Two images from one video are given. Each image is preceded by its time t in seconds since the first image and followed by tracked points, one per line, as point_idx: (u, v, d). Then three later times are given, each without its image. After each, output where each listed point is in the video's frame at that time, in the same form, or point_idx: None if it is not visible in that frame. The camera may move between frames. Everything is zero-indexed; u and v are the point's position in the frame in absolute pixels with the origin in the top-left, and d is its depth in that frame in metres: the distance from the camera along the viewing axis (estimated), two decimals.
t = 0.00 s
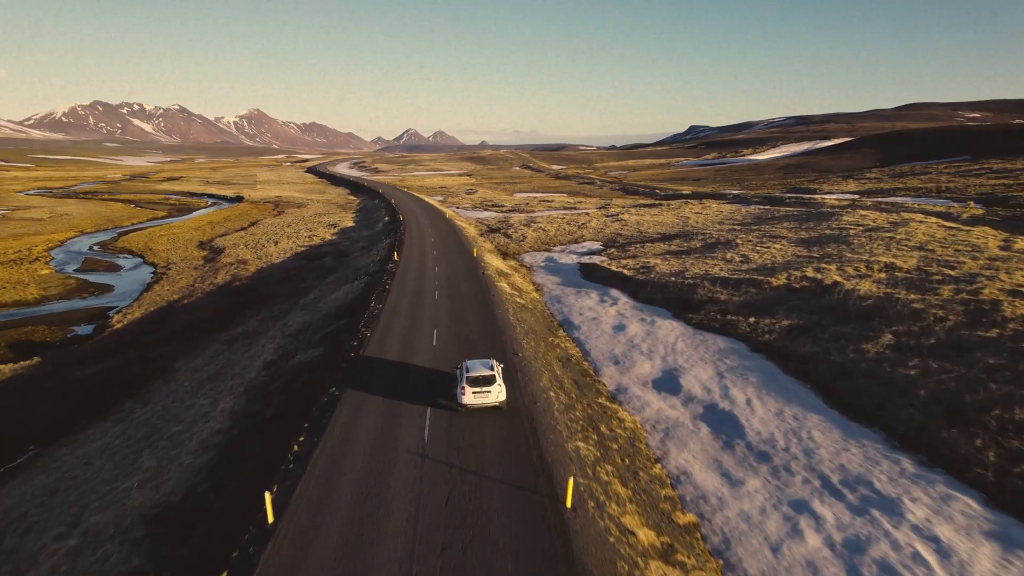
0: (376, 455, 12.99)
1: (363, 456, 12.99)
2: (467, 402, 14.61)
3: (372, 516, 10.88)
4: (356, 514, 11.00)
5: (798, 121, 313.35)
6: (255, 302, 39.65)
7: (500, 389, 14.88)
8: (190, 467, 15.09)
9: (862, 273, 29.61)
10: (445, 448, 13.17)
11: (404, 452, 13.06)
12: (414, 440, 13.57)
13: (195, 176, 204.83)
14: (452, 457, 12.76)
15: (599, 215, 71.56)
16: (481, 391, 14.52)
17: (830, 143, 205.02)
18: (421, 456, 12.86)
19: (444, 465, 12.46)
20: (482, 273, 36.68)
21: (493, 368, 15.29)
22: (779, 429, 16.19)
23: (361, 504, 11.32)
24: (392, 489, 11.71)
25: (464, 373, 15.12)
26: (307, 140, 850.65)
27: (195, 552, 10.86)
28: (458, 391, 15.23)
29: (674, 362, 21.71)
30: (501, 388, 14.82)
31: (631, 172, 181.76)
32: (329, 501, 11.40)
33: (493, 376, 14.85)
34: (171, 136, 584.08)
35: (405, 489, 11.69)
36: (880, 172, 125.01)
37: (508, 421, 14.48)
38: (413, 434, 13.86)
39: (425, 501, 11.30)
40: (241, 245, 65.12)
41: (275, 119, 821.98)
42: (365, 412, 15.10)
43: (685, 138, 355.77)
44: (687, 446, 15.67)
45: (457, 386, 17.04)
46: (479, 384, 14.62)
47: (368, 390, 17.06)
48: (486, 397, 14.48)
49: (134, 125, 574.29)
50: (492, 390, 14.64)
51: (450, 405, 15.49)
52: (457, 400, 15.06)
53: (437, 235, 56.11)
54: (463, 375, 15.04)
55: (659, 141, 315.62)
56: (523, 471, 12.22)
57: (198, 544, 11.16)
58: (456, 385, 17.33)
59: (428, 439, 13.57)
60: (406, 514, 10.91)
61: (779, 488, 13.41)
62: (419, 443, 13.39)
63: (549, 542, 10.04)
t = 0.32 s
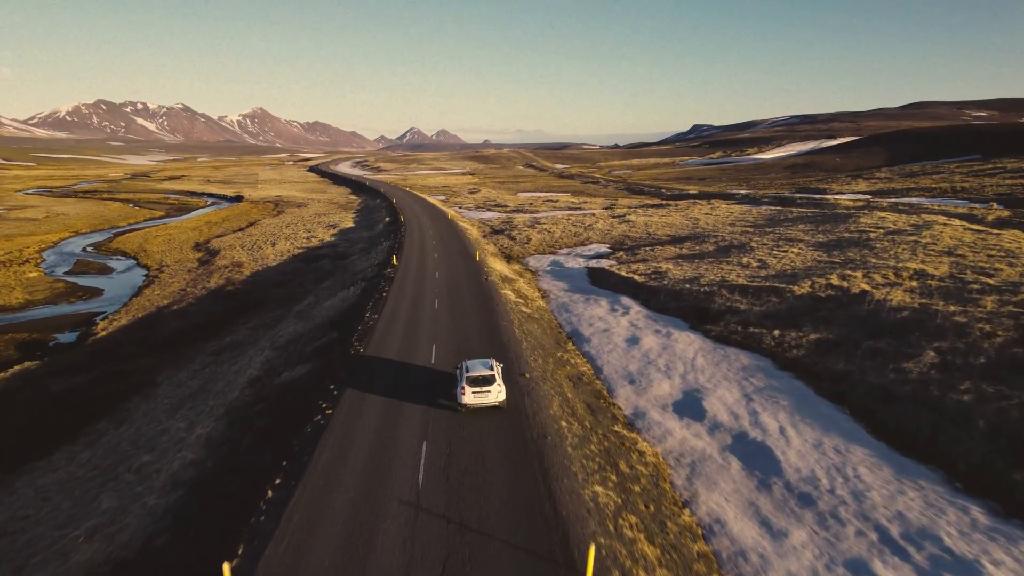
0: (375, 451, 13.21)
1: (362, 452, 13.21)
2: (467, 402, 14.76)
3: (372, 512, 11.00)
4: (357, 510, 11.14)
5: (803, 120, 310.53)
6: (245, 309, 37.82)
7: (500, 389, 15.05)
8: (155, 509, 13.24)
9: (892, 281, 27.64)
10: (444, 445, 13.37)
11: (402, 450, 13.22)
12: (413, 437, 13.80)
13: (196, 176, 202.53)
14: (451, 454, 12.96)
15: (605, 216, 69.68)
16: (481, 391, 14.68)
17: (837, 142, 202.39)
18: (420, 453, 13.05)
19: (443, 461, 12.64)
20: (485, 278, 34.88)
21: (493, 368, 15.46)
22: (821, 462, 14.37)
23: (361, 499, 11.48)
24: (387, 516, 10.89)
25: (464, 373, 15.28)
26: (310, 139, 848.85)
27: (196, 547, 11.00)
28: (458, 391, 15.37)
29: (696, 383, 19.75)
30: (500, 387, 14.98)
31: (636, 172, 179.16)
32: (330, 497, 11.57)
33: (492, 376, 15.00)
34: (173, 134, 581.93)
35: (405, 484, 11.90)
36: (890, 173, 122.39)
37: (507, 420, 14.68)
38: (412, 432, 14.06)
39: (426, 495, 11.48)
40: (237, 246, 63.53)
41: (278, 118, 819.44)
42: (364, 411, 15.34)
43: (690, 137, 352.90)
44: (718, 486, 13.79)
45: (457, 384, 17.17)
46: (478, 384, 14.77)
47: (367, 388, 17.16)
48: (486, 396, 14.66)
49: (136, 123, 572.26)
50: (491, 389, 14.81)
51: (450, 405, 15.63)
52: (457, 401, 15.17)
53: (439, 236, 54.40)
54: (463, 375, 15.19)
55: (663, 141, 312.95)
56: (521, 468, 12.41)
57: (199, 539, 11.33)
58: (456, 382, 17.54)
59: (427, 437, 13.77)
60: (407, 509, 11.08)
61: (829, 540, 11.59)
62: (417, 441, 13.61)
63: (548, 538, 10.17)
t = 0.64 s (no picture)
0: (377, 449, 13.44)
1: (364, 449, 13.44)
2: (467, 402, 14.96)
3: None
4: (357, 506, 11.32)
5: (809, 118, 307.71)
6: (236, 316, 36.04)
7: (500, 388, 15.24)
8: (107, 565, 11.51)
9: (925, 290, 25.50)
10: (444, 444, 13.55)
11: (403, 448, 13.44)
12: (414, 435, 14.01)
13: (197, 175, 200.41)
14: (451, 453, 13.16)
15: (611, 217, 67.75)
16: (481, 391, 14.87)
17: (845, 140, 199.65)
18: (420, 452, 13.24)
19: (443, 459, 12.83)
20: (488, 283, 33.00)
21: (492, 367, 15.65)
22: (877, 508, 12.47)
23: (361, 496, 11.67)
24: None
25: (463, 372, 15.48)
26: (313, 138, 847.45)
27: (185, 563, 10.71)
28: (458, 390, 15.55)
29: (723, 408, 17.80)
30: (499, 386, 15.16)
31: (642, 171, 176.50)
32: (330, 495, 11.74)
33: (492, 376, 15.17)
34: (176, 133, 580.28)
35: (405, 481, 12.09)
36: (901, 173, 119.63)
37: (506, 419, 14.85)
38: (414, 430, 14.26)
39: (425, 493, 11.66)
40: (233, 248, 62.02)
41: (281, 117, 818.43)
42: (365, 410, 15.54)
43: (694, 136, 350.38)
44: (759, 539, 11.87)
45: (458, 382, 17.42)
46: (478, 384, 14.97)
47: (367, 387, 17.36)
48: (485, 395, 14.85)
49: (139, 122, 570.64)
50: (491, 389, 14.98)
51: (450, 405, 15.79)
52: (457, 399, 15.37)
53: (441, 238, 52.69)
54: (462, 375, 15.38)
55: (667, 140, 310.45)
56: (520, 468, 12.55)
57: (186, 556, 10.99)
58: (456, 381, 17.77)
59: (427, 436, 13.97)
60: (406, 507, 11.25)
61: None
62: (418, 438, 13.82)
63: (544, 536, 10.29)
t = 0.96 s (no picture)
0: (377, 446, 13.74)
1: (365, 446, 13.71)
2: (467, 401, 15.26)
3: None
4: (357, 503, 11.51)
5: (815, 118, 304.80)
6: (227, 325, 34.23)
7: (499, 388, 15.50)
8: None
9: (964, 301, 23.37)
10: (444, 443, 13.76)
11: (403, 443, 13.80)
12: (414, 434, 14.30)
13: (201, 175, 199.12)
14: (450, 451, 13.37)
15: (620, 218, 65.89)
16: (481, 390, 15.15)
17: (854, 139, 197.09)
18: (420, 450, 13.47)
19: (443, 458, 13.02)
20: (491, 291, 31.18)
21: (491, 367, 15.91)
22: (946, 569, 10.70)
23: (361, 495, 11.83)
24: None
25: (463, 372, 15.74)
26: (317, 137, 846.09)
27: None
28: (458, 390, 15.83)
29: (754, 440, 15.87)
30: (498, 385, 15.43)
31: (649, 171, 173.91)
32: (331, 492, 11.94)
33: (492, 375, 15.45)
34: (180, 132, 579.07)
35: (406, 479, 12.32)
36: (913, 172, 117.09)
37: (506, 419, 15.12)
38: (415, 430, 14.51)
39: (425, 490, 11.87)
40: (230, 249, 60.53)
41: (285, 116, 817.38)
42: (365, 410, 15.78)
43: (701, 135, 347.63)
44: None
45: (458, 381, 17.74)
46: (478, 384, 15.25)
47: (368, 386, 17.64)
48: (485, 395, 15.12)
49: (143, 121, 569.52)
50: (490, 389, 15.25)
51: (450, 404, 16.07)
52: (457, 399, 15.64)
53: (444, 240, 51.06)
54: (462, 374, 15.66)
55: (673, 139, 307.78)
56: (519, 465, 12.75)
57: None
58: (455, 380, 18.06)
59: (427, 435, 14.21)
60: (405, 503, 11.46)
61: None
62: (418, 437, 14.09)
63: (543, 534, 10.41)
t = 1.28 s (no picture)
0: (378, 443, 14.06)
1: (366, 444, 14.03)
2: (467, 401, 15.44)
3: None
4: (360, 501, 11.78)
5: (822, 117, 301.98)
6: (217, 334, 32.46)
7: (499, 388, 15.69)
8: None
9: (1012, 314, 21.40)
10: (444, 442, 14.02)
11: (403, 437, 14.32)
12: (415, 431, 14.60)
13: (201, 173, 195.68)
14: (450, 449, 13.66)
15: (628, 220, 64.05)
16: (481, 390, 15.35)
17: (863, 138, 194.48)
18: (421, 448, 13.75)
19: (443, 455, 13.33)
20: (495, 299, 29.34)
21: (492, 367, 16.12)
22: None
23: (363, 491, 12.12)
24: None
25: (464, 372, 15.96)
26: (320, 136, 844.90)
27: None
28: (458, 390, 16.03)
29: (793, 479, 13.97)
30: (499, 385, 15.63)
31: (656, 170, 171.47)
32: (334, 488, 12.22)
33: (492, 376, 15.65)
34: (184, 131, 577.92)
35: (407, 475, 12.62)
36: (925, 172, 114.72)
37: (506, 418, 15.29)
38: (416, 427, 14.84)
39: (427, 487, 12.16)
40: (227, 251, 58.98)
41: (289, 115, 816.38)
42: (366, 409, 16.02)
43: (706, 134, 345.07)
44: None
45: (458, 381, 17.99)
46: (478, 383, 15.46)
47: (369, 387, 17.89)
48: (485, 395, 15.32)
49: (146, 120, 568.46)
50: (490, 388, 15.45)
51: (450, 404, 16.30)
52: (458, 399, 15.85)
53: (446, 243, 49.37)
54: (463, 374, 15.86)
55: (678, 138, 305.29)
56: (517, 462, 13.02)
57: None
58: (456, 381, 18.22)
59: (427, 433, 14.48)
60: (407, 500, 11.74)
61: None
62: (419, 435, 14.37)
63: (543, 530, 10.63)
